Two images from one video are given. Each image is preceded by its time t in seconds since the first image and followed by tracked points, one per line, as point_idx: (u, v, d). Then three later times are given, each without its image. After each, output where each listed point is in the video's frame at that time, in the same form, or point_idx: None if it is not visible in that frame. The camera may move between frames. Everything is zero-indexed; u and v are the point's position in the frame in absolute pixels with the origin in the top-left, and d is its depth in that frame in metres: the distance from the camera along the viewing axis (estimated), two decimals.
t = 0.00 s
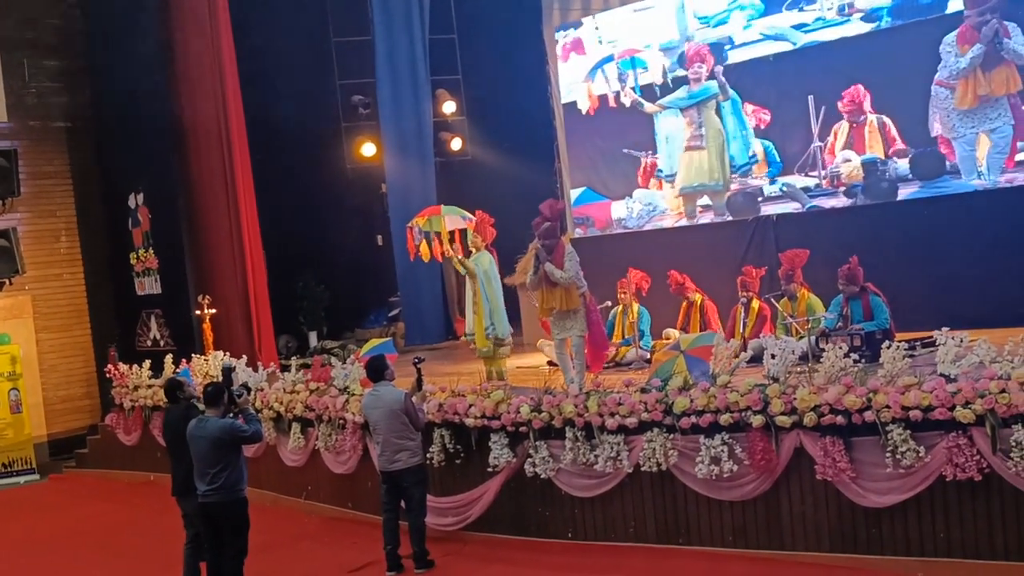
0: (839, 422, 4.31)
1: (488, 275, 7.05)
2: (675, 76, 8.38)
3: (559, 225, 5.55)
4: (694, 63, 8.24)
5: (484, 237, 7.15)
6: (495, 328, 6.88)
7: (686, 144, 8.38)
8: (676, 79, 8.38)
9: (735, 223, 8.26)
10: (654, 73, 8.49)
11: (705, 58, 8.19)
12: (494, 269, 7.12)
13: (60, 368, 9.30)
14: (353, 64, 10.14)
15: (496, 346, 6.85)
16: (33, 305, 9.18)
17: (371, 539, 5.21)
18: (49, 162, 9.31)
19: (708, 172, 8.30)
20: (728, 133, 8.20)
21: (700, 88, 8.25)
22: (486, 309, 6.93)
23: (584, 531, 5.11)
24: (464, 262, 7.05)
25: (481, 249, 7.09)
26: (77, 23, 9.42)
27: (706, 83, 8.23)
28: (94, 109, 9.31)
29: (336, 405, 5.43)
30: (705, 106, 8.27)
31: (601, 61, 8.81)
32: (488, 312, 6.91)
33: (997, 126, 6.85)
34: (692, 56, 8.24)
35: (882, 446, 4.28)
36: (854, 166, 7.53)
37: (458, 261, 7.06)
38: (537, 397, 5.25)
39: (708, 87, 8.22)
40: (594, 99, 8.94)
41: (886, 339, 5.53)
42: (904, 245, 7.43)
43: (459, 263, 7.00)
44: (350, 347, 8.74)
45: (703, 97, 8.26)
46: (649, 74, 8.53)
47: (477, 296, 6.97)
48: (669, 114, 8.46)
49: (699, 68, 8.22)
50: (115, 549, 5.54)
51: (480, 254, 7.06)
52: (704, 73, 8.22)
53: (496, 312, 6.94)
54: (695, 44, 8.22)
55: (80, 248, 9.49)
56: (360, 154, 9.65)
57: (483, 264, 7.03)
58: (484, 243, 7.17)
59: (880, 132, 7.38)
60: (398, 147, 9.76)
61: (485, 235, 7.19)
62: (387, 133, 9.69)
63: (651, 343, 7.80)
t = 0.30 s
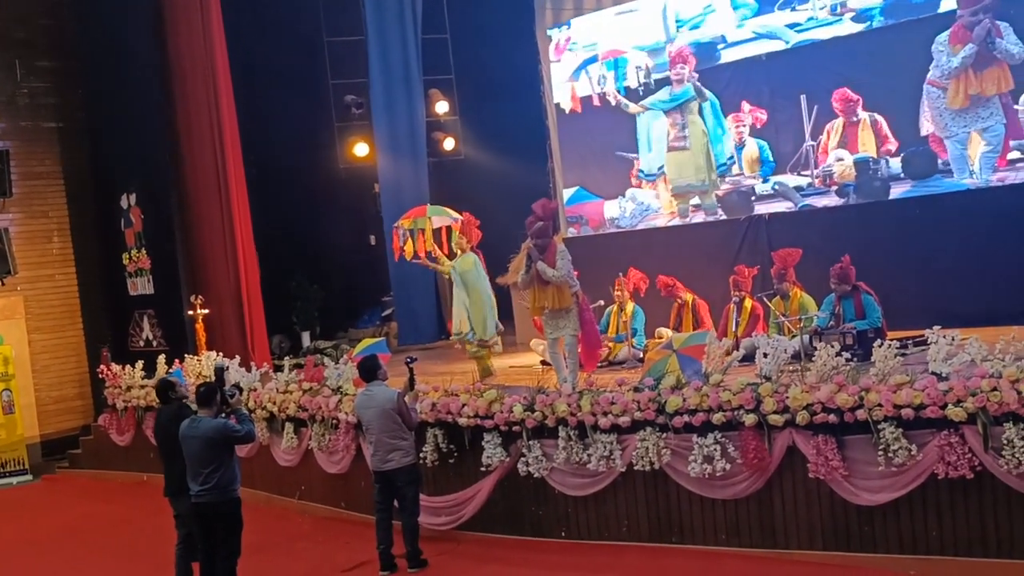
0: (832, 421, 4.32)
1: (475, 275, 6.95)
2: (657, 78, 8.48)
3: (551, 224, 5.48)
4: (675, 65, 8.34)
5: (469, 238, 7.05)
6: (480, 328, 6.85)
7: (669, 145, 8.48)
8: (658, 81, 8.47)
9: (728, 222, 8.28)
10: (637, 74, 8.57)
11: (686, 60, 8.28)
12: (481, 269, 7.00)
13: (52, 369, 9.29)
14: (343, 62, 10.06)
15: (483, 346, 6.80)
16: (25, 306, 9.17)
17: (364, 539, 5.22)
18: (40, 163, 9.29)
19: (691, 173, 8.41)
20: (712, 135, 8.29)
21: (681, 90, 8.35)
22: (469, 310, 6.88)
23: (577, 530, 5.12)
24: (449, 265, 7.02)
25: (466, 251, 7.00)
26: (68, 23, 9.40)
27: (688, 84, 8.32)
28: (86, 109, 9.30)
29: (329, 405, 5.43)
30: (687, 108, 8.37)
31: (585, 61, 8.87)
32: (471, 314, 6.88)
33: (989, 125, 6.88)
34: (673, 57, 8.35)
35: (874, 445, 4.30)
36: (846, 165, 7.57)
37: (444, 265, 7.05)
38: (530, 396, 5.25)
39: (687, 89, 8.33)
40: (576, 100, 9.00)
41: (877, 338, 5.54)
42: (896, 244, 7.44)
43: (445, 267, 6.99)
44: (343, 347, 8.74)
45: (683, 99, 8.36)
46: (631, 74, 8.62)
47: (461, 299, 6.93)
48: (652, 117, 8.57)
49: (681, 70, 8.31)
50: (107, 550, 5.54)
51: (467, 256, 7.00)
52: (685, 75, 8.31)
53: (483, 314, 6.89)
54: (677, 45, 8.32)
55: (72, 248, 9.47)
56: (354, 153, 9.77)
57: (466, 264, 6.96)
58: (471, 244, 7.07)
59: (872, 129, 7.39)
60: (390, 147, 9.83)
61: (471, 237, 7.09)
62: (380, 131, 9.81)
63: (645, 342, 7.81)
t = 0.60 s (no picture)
0: (821, 419, 4.33)
1: (457, 277, 6.86)
2: (638, 79, 8.54)
3: (540, 223, 5.51)
4: (656, 67, 8.40)
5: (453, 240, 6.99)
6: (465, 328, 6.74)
7: (655, 146, 8.49)
8: (638, 82, 8.54)
9: (718, 221, 8.29)
10: (620, 76, 8.63)
11: (667, 62, 8.35)
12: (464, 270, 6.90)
13: (41, 369, 9.26)
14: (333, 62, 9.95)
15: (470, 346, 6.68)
16: (14, 306, 9.14)
17: (354, 539, 5.21)
18: (29, 163, 9.27)
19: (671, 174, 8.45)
20: (693, 136, 8.31)
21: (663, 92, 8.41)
22: (447, 312, 6.80)
23: (567, 529, 5.12)
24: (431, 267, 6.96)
25: (450, 253, 6.95)
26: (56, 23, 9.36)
27: (670, 86, 8.38)
28: (75, 109, 9.27)
29: (318, 405, 5.40)
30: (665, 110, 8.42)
31: (569, 63, 8.92)
32: (450, 316, 6.78)
33: (977, 124, 6.88)
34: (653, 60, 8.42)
35: (863, 443, 4.31)
36: (835, 164, 7.57)
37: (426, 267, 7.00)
38: (519, 395, 5.25)
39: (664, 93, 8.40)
40: (557, 100, 9.08)
41: (866, 337, 5.53)
42: (886, 244, 7.46)
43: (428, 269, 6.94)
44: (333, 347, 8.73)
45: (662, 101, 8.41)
46: (613, 75, 8.68)
47: (440, 301, 6.86)
48: (636, 118, 8.58)
49: (661, 71, 8.37)
50: (95, 550, 5.53)
51: (451, 258, 6.93)
52: (666, 77, 8.37)
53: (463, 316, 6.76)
54: (655, 49, 8.40)
55: (61, 249, 9.45)
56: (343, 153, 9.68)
57: (449, 266, 6.87)
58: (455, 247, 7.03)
59: (860, 130, 7.40)
60: (379, 147, 9.94)
61: (456, 239, 7.05)
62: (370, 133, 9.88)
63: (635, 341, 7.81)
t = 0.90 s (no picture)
0: (806, 418, 4.34)
1: (439, 280, 6.86)
2: (622, 80, 8.55)
3: (526, 223, 5.45)
4: (638, 70, 8.44)
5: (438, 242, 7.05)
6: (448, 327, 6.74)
7: (641, 148, 8.49)
8: (622, 83, 8.55)
9: (704, 220, 8.33)
10: (601, 76, 8.64)
11: (650, 65, 8.38)
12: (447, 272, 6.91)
13: (25, 370, 9.23)
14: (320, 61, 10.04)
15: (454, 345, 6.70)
16: None
17: (339, 539, 5.20)
18: (13, 163, 9.21)
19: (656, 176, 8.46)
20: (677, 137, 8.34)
21: (646, 95, 8.43)
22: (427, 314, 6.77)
23: (553, 528, 5.13)
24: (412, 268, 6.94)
25: (433, 255, 6.94)
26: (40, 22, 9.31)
27: (653, 89, 8.40)
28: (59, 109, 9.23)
29: (304, 405, 5.39)
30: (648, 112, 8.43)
31: (554, 63, 8.92)
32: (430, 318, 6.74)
33: (960, 124, 6.90)
34: (637, 62, 8.43)
35: (848, 442, 4.32)
36: (819, 164, 7.61)
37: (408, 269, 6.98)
38: (505, 395, 5.26)
39: (647, 96, 8.43)
40: (542, 101, 9.11)
41: (850, 335, 5.56)
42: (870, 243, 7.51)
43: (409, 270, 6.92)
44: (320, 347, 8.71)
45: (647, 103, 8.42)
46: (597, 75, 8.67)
47: (421, 304, 6.84)
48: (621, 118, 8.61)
49: (644, 75, 8.41)
50: (78, 552, 5.51)
51: (434, 260, 6.91)
52: (650, 79, 8.41)
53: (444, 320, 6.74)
54: (637, 52, 8.43)
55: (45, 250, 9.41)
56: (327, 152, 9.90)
57: (433, 266, 6.88)
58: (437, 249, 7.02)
59: (843, 128, 7.42)
60: (365, 149, 9.68)
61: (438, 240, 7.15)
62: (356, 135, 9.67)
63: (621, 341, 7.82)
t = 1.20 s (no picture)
0: (787, 416, 4.36)
1: (427, 275, 6.73)
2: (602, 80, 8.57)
3: (508, 222, 5.45)
4: (621, 70, 8.43)
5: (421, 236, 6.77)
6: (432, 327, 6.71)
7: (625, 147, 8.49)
8: (604, 82, 8.56)
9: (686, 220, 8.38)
10: (582, 76, 8.65)
11: (631, 64, 8.38)
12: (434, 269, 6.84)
13: (4, 370, 9.24)
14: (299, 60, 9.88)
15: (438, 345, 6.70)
16: None
17: (321, 539, 5.20)
18: None
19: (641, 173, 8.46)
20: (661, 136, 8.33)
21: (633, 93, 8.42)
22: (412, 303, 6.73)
23: (535, 527, 5.13)
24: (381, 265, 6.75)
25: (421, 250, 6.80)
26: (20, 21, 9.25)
27: (639, 87, 8.40)
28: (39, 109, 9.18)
29: (286, 405, 5.38)
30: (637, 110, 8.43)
31: (535, 62, 8.92)
32: (410, 312, 6.68)
33: (940, 123, 6.93)
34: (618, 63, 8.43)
35: (829, 439, 4.33)
36: (801, 163, 7.65)
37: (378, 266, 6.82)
38: (487, 394, 5.26)
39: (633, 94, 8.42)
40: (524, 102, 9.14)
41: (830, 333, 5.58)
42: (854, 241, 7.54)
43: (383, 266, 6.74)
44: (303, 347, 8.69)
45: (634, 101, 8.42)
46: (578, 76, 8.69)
47: (405, 297, 6.78)
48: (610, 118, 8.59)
49: (627, 75, 8.40)
50: (58, 554, 5.48)
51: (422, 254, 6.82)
52: (633, 78, 8.39)
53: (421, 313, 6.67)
54: (620, 52, 8.43)
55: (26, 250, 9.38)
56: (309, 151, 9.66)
57: (424, 262, 6.76)
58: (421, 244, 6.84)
59: (825, 127, 7.46)
60: (347, 146, 9.68)
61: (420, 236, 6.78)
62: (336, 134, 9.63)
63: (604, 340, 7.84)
